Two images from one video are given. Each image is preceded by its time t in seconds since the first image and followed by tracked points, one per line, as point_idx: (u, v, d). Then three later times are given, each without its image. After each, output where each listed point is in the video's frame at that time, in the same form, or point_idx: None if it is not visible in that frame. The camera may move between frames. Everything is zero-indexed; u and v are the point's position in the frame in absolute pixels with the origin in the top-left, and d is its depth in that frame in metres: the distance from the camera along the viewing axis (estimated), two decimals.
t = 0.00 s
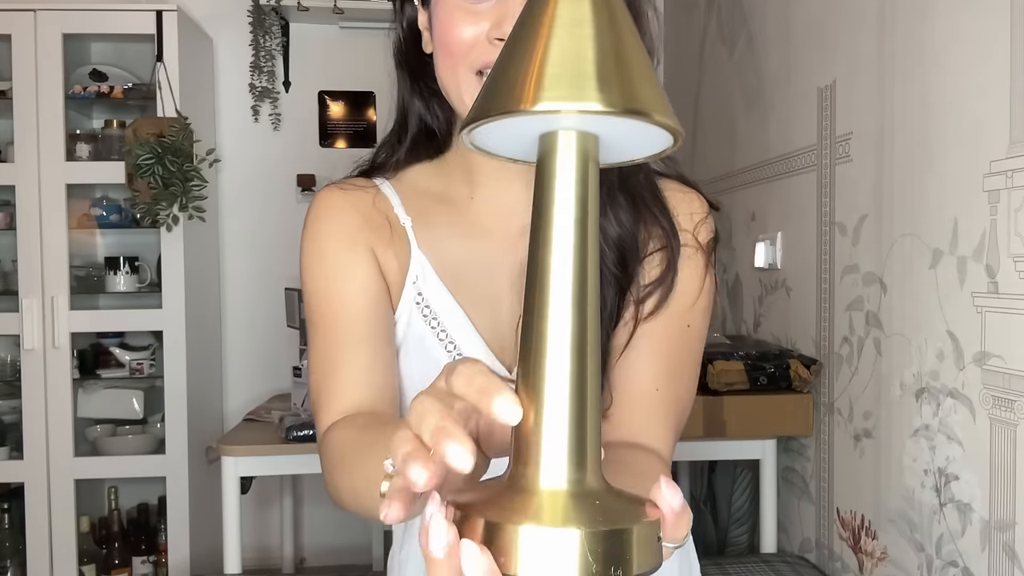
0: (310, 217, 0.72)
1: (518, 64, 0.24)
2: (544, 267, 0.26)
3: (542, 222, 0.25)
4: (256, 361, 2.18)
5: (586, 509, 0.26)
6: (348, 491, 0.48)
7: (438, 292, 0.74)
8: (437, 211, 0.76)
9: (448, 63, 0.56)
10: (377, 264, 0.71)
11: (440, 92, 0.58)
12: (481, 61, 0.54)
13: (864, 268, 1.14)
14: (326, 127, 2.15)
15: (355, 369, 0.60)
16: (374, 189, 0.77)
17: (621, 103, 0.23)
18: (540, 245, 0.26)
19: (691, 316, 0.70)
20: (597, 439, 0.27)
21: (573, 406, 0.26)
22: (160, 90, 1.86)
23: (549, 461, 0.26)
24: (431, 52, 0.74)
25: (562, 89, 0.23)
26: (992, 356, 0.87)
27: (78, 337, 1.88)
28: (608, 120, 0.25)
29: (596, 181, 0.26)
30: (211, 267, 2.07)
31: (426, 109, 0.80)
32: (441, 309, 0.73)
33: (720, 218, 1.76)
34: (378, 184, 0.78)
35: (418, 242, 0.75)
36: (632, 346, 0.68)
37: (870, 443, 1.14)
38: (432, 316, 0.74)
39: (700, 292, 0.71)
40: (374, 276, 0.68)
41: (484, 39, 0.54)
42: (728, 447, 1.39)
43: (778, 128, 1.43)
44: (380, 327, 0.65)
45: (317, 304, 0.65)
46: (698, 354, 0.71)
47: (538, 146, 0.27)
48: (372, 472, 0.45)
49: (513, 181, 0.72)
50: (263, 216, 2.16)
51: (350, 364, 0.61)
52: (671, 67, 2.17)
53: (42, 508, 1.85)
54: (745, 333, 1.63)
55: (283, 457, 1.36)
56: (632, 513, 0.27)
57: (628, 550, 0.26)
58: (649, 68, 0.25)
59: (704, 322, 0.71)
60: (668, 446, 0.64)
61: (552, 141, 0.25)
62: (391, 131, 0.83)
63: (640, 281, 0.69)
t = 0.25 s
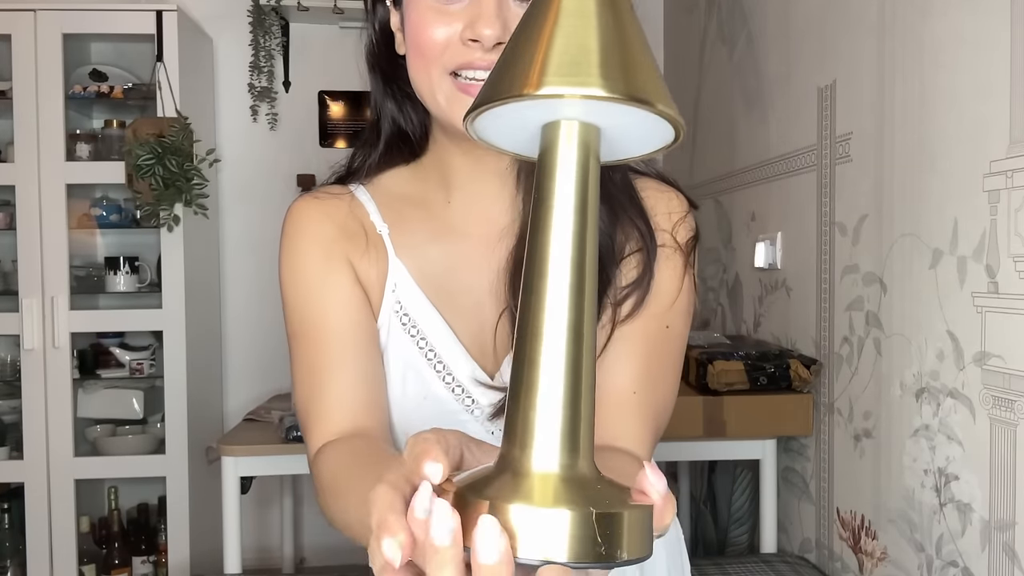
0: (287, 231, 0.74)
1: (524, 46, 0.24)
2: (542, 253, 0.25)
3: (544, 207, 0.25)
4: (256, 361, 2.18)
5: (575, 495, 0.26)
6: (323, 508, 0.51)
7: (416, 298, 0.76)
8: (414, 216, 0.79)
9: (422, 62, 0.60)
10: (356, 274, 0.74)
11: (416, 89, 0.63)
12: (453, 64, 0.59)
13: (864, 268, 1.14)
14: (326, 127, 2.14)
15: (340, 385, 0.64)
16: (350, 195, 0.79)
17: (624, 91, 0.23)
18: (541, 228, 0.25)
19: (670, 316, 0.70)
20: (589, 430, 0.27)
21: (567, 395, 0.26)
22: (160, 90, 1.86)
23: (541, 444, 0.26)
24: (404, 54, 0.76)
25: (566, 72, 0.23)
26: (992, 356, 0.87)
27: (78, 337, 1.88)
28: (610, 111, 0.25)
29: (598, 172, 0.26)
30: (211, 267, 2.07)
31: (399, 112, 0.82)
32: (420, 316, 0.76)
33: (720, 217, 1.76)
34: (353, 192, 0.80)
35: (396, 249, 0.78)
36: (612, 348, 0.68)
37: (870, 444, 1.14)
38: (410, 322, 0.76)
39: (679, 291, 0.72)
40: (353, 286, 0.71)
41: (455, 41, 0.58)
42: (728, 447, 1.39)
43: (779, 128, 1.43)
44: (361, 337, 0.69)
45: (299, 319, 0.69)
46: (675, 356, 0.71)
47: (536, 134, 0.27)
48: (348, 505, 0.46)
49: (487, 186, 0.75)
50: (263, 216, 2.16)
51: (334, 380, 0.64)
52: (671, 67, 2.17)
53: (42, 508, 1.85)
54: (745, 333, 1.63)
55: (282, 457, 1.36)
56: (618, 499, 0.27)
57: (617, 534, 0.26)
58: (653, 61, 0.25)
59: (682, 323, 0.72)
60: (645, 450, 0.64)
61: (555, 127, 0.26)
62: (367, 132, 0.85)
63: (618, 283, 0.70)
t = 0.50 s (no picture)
0: (270, 239, 0.75)
1: (505, 57, 0.24)
2: (529, 274, 0.26)
3: (529, 224, 0.26)
4: (256, 361, 2.18)
5: (573, 511, 0.26)
6: (313, 518, 0.52)
7: (400, 302, 0.76)
8: (398, 220, 0.79)
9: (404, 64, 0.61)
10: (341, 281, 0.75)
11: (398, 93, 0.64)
12: (437, 66, 0.60)
13: (863, 268, 1.14)
14: (326, 127, 2.13)
15: (325, 391, 0.65)
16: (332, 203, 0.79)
17: (610, 99, 0.23)
18: (530, 244, 0.26)
19: (652, 318, 0.71)
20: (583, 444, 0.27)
21: (559, 411, 0.26)
22: (160, 90, 1.86)
23: (536, 464, 0.26)
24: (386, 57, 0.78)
25: (552, 83, 0.23)
26: (991, 356, 0.87)
27: (78, 337, 1.88)
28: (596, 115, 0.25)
29: (584, 177, 0.26)
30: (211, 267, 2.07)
31: (380, 114, 0.84)
32: (404, 320, 0.76)
33: (720, 217, 1.76)
34: (337, 198, 0.80)
35: (381, 254, 0.78)
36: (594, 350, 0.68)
37: (870, 443, 1.14)
38: (395, 327, 0.76)
39: (661, 292, 0.72)
40: (338, 293, 0.72)
41: (438, 43, 0.60)
42: (728, 447, 1.39)
43: (779, 128, 1.43)
44: (346, 344, 0.69)
45: (285, 327, 0.69)
46: (659, 357, 0.71)
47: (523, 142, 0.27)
48: (343, 522, 0.46)
49: (471, 187, 0.75)
50: (263, 216, 2.16)
51: (319, 387, 0.65)
52: (671, 67, 2.17)
53: (43, 508, 1.86)
54: (745, 333, 1.63)
55: (282, 457, 1.36)
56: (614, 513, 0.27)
57: (615, 548, 0.27)
58: (637, 63, 0.25)
59: (666, 322, 0.72)
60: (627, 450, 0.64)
61: (539, 137, 0.26)
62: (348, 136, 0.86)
63: (600, 285, 0.70)
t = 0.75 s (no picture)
0: (259, 246, 0.74)
1: (497, 88, 0.23)
2: (527, 309, 0.25)
3: (528, 257, 0.25)
4: (256, 361, 2.18)
5: (577, 549, 0.26)
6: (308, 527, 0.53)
7: (390, 306, 0.76)
8: (387, 223, 0.79)
9: (400, 68, 0.64)
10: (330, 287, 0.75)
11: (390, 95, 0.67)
12: (432, 73, 0.63)
13: (863, 268, 1.14)
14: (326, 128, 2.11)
15: (318, 399, 0.65)
16: (321, 207, 0.79)
17: (607, 136, 0.22)
18: (526, 276, 0.25)
19: (640, 319, 0.72)
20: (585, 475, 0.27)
21: (562, 446, 0.25)
22: (160, 90, 1.86)
23: (537, 502, 0.26)
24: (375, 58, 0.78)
25: (548, 121, 0.22)
26: (992, 356, 0.87)
27: (78, 337, 1.88)
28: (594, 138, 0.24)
29: (583, 193, 0.25)
30: (211, 267, 2.07)
31: (368, 115, 0.84)
32: (395, 325, 0.76)
33: (720, 217, 1.76)
34: (325, 202, 0.80)
35: (371, 258, 0.78)
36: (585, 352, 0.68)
37: (869, 443, 1.14)
38: (386, 331, 0.76)
39: (649, 292, 0.73)
40: (328, 298, 0.72)
41: (434, 49, 0.63)
42: (728, 446, 1.39)
43: (778, 128, 1.43)
44: (338, 351, 0.69)
45: (277, 334, 0.70)
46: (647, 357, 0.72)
47: (518, 166, 0.26)
48: (337, 535, 0.46)
49: (460, 191, 0.75)
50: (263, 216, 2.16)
51: (311, 394, 0.65)
52: (671, 67, 2.17)
53: (43, 508, 1.86)
54: (745, 333, 1.63)
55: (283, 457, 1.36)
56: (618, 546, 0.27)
57: None
58: (638, 85, 0.24)
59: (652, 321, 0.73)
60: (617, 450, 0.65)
61: (535, 159, 0.24)
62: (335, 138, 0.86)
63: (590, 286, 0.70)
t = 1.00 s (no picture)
0: (250, 250, 0.74)
1: (517, 93, 0.24)
2: (540, 309, 0.25)
3: (540, 264, 0.25)
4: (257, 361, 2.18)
5: (585, 550, 0.26)
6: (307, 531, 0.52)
7: (385, 308, 0.76)
8: (380, 225, 0.79)
9: (401, 76, 0.65)
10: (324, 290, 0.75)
11: (388, 104, 0.68)
12: (432, 79, 0.63)
13: (864, 268, 1.14)
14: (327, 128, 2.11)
15: (313, 400, 0.65)
16: (313, 210, 0.79)
17: (626, 143, 0.22)
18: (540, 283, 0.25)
19: (632, 320, 0.72)
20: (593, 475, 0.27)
21: (571, 447, 0.26)
22: (160, 90, 1.86)
23: (547, 503, 0.26)
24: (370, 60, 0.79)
25: (567, 127, 0.22)
26: (992, 356, 0.87)
27: (78, 337, 1.88)
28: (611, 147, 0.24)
29: (599, 198, 0.25)
30: (211, 267, 2.07)
31: (359, 116, 0.84)
32: (391, 327, 0.76)
33: (720, 217, 1.76)
34: (317, 205, 0.79)
35: (364, 261, 0.78)
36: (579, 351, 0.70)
37: (870, 443, 1.14)
38: (380, 333, 0.77)
39: (642, 293, 0.73)
40: (323, 301, 0.72)
41: (433, 55, 0.64)
42: (728, 446, 1.39)
43: (778, 128, 1.43)
44: (334, 353, 0.69)
45: (270, 337, 0.70)
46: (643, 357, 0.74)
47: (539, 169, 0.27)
48: (337, 539, 0.46)
49: (452, 192, 0.75)
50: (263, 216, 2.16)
51: (305, 395, 0.65)
52: (671, 67, 2.17)
53: (42, 508, 1.86)
54: (745, 333, 1.63)
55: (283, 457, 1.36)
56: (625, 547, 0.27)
57: None
58: (660, 97, 0.24)
59: (648, 322, 0.74)
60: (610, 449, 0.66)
61: (553, 165, 0.25)
62: (326, 138, 0.86)
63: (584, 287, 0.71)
